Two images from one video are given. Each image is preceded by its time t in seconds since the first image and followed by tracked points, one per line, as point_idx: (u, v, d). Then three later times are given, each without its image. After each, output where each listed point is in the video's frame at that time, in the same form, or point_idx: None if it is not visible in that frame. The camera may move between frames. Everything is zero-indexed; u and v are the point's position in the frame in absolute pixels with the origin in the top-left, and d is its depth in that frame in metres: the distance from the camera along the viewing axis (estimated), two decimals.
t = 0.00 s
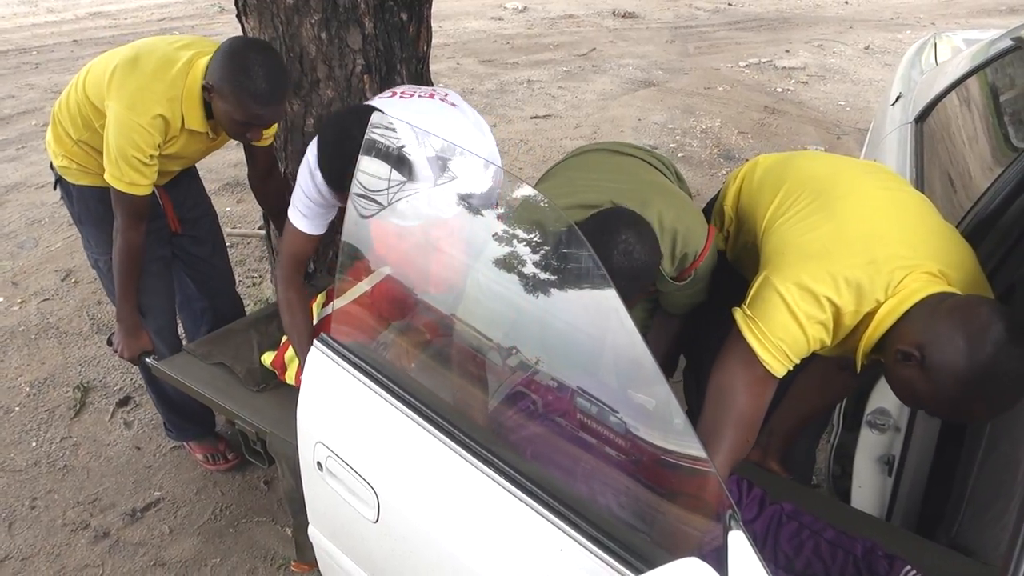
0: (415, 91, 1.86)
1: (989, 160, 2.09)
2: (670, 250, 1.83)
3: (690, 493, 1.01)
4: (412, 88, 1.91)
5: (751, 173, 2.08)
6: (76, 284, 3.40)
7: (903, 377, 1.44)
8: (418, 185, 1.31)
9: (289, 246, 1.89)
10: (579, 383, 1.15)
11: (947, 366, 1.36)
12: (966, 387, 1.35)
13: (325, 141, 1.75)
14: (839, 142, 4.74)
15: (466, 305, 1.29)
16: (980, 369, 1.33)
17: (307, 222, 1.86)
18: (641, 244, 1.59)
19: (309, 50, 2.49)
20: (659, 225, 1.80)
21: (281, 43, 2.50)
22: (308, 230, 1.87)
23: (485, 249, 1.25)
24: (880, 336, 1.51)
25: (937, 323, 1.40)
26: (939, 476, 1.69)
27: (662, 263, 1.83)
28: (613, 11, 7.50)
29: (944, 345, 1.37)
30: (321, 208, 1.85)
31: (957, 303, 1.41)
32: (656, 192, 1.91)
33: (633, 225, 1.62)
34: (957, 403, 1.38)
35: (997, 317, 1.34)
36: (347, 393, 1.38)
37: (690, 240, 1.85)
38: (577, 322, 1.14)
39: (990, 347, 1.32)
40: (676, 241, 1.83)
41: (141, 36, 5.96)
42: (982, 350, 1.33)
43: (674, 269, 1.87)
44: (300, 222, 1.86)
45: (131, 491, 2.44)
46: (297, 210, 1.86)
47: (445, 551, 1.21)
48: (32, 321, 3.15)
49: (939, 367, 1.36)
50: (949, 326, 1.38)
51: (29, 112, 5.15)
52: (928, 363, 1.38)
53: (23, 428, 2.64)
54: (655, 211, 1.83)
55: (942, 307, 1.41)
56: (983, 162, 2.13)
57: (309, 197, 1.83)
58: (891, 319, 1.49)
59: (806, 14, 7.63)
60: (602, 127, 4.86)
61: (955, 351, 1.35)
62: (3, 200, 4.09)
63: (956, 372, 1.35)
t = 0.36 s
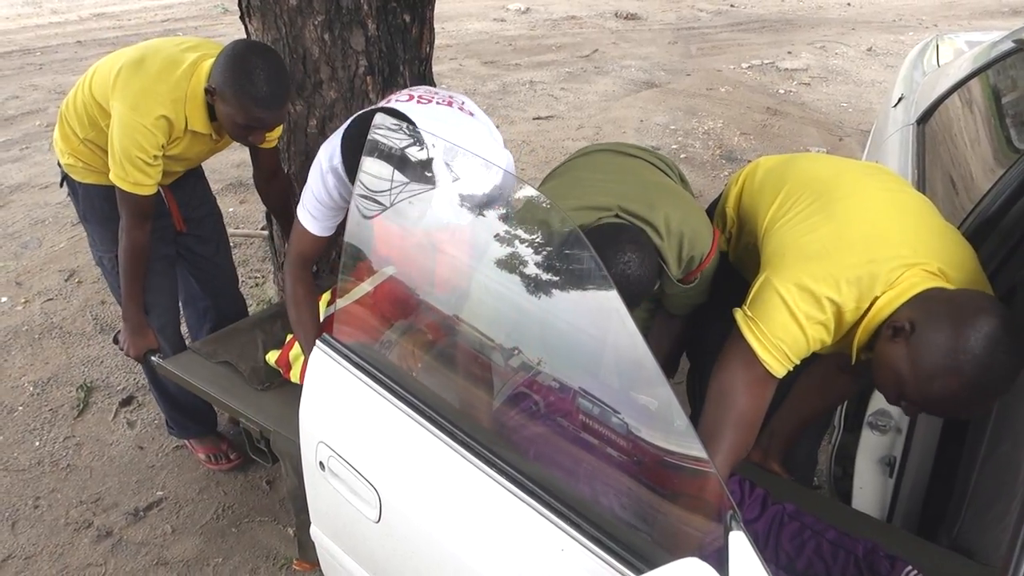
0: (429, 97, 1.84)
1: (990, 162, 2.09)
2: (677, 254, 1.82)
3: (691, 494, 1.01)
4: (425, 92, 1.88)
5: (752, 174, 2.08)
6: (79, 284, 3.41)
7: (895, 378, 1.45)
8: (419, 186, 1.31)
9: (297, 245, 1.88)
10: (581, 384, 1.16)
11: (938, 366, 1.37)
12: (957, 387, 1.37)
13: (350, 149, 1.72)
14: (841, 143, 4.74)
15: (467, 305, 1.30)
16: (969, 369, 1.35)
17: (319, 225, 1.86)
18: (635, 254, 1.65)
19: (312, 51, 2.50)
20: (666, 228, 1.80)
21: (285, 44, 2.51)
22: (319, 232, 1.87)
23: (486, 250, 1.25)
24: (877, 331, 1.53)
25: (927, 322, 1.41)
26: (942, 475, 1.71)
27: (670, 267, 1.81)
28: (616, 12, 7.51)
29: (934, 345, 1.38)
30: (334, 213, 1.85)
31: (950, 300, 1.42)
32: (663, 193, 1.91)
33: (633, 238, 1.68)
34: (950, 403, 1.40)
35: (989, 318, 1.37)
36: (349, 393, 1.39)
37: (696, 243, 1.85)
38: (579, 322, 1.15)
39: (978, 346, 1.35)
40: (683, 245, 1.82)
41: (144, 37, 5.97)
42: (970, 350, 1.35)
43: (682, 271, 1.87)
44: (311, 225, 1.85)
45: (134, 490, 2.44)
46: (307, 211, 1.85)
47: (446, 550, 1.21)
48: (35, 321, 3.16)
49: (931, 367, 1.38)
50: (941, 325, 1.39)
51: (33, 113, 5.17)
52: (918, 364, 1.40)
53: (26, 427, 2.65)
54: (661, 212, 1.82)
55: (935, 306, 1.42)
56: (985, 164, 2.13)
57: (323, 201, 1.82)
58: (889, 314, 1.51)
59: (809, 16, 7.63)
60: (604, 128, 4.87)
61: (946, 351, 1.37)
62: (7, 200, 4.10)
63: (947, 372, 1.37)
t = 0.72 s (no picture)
0: (407, 108, 1.90)
1: (991, 164, 2.09)
2: (684, 256, 1.84)
3: (691, 495, 1.01)
4: (406, 104, 1.94)
5: (750, 177, 2.09)
6: (82, 285, 3.42)
7: (891, 381, 1.45)
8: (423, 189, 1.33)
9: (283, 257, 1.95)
10: (582, 386, 1.16)
11: (931, 366, 1.36)
12: (950, 387, 1.36)
13: (324, 170, 1.77)
14: (842, 145, 4.74)
15: (466, 306, 1.30)
16: (963, 369, 1.34)
17: (300, 237, 1.90)
18: (645, 244, 1.64)
19: (314, 53, 2.51)
20: (674, 228, 1.81)
21: (287, 46, 2.51)
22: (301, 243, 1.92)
23: (488, 252, 1.25)
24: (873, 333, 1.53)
25: (920, 321, 1.40)
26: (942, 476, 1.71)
27: (676, 265, 1.83)
28: (617, 15, 7.52)
29: (925, 345, 1.38)
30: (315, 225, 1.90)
31: (944, 299, 1.42)
32: (669, 194, 1.92)
33: (642, 225, 1.66)
34: (946, 405, 1.39)
35: (985, 318, 1.36)
36: (351, 394, 1.39)
37: (704, 243, 1.86)
38: (580, 323, 1.15)
39: (972, 346, 1.34)
40: (691, 245, 1.84)
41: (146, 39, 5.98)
42: (962, 348, 1.34)
43: (688, 269, 1.88)
44: (293, 237, 1.90)
45: (135, 491, 2.45)
46: (288, 222, 1.90)
47: (448, 551, 1.22)
48: (37, 323, 3.17)
49: (924, 366, 1.37)
50: (933, 324, 1.38)
51: (35, 114, 5.18)
52: (910, 364, 1.39)
53: (28, 428, 2.66)
54: (669, 213, 1.83)
55: (928, 305, 1.42)
56: (986, 166, 2.13)
57: (304, 214, 1.86)
58: (884, 311, 1.52)
59: (809, 18, 7.64)
60: (605, 131, 4.87)
61: (937, 349, 1.36)
62: (9, 201, 4.11)
63: (938, 371, 1.36)
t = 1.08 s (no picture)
0: (380, 114, 2.02)
1: (987, 167, 2.10)
2: (686, 265, 1.85)
3: (688, 498, 1.02)
4: (379, 110, 2.06)
5: (745, 181, 2.09)
6: (76, 288, 3.40)
7: (887, 384, 1.45)
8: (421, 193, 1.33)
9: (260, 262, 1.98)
10: (578, 389, 1.16)
11: (925, 367, 1.36)
12: (945, 389, 1.36)
13: (293, 183, 1.81)
14: (837, 149, 4.75)
15: (462, 312, 1.30)
16: (958, 371, 1.34)
17: (278, 246, 1.95)
18: (653, 246, 1.61)
19: (311, 55, 2.50)
20: (675, 238, 1.82)
21: (283, 49, 2.51)
22: (279, 251, 1.96)
23: (485, 255, 1.26)
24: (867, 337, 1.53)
25: (913, 322, 1.41)
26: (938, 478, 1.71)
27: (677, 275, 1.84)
28: (614, 18, 7.53)
29: (919, 348, 1.37)
30: (292, 232, 1.94)
31: (936, 300, 1.42)
32: (668, 203, 1.93)
33: (647, 230, 1.64)
34: (942, 407, 1.39)
35: (979, 319, 1.36)
36: (347, 398, 1.38)
37: (706, 252, 1.87)
38: (577, 326, 1.15)
39: (966, 348, 1.34)
40: (693, 255, 1.84)
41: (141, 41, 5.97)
42: (956, 350, 1.34)
43: (688, 279, 1.88)
44: (271, 245, 1.94)
45: (130, 494, 2.44)
46: (266, 231, 1.94)
47: (444, 554, 1.21)
48: (32, 325, 3.15)
49: (917, 369, 1.37)
50: (927, 327, 1.38)
51: (30, 116, 5.16)
52: (904, 366, 1.39)
53: (22, 431, 2.64)
54: (669, 223, 1.84)
55: (921, 307, 1.42)
56: (981, 169, 2.13)
57: (280, 222, 1.91)
58: (879, 314, 1.52)
59: (805, 22, 7.66)
60: (602, 133, 4.88)
61: (931, 352, 1.36)
62: (4, 203, 4.10)
63: (933, 374, 1.36)
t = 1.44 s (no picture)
0: (370, 117, 2.06)
1: (980, 170, 2.11)
2: (674, 263, 1.85)
3: (683, 501, 1.03)
4: (370, 113, 2.09)
5: (741, 182, 2.09)
6: (71, 293, 3.39)
7: (889, 376, 1.45)
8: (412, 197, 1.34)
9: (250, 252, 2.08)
10: (573, 391, 1.16)
11: (924, 359, 1.37)
12: (946, 380, 1.36)
13: (277, 183, 1.79)
14: (831, 152, 4.77)
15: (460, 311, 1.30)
16: (959, 361, 1.35)
17: (266, 239, 2.04)
18: (637, 231, 1.62)
19: (305, 60, 2.51)
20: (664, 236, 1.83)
21: (277, 53, 2.51)
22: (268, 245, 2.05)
23: (480, 259, 1.26)
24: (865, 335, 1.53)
25: (912, 315, 1.41)
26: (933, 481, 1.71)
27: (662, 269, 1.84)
28: (608, 22, 7.55)
29: (920, 339, 1.38)
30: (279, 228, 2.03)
31: (935, 292, 1.43)
32: (660, 202, 1.94)
33: (632, 215, 1.65)
34: (942, 398, 1.39)
35: (978, 310, 1.37)
36: (343, 403, 1.38)
37: (693, 250, 1.87)
38: (572, 329, 1.15)
39: (967, 339, 1.34)
40: (680, 253, 1.85)
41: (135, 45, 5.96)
42: (956, 341, 1.35)
43: (674, 275, 1.89)
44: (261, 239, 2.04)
45: (125, 500, 2.43)
46: (255, 226, 2.05)
47: (440, 559, 1.21)
48: (25, 331, 3.14)
49: (918, 360, 1.38)
50: (927, 318, 1.39)
51: (24, 121, 5.15)
52: (904, 356, 1.40)
53: (16, 437, 2.63)
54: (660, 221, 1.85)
55: (918, 299, 1.43)
56: (974, 171, 2.14)
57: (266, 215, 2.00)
58: (879, 306, 1.52)
59: (798, 25, 7.69)
60: (596, 137, 4.89)
61: (932, 343, 1.36)
62: None
63: (936, 365, 1.36)
